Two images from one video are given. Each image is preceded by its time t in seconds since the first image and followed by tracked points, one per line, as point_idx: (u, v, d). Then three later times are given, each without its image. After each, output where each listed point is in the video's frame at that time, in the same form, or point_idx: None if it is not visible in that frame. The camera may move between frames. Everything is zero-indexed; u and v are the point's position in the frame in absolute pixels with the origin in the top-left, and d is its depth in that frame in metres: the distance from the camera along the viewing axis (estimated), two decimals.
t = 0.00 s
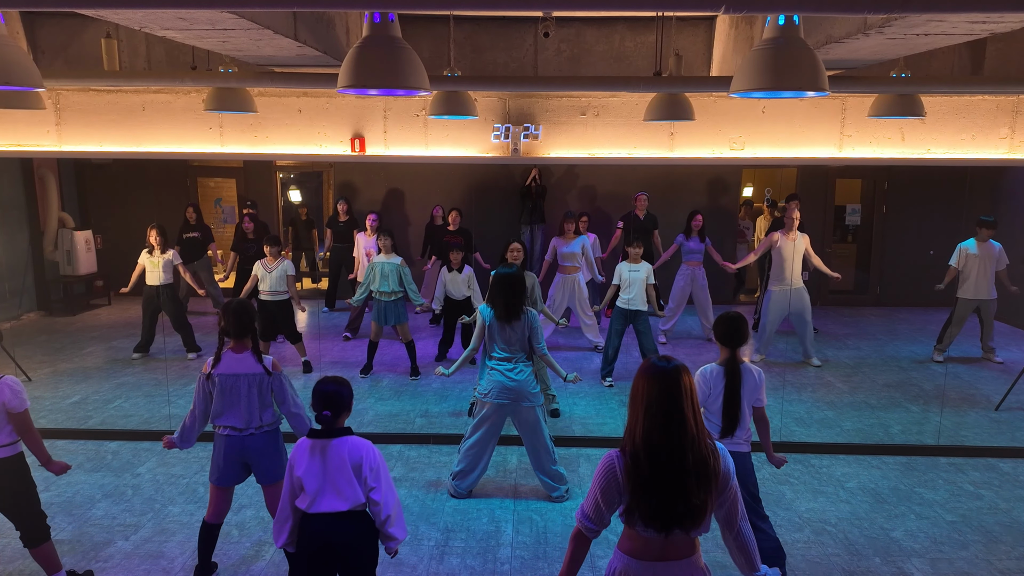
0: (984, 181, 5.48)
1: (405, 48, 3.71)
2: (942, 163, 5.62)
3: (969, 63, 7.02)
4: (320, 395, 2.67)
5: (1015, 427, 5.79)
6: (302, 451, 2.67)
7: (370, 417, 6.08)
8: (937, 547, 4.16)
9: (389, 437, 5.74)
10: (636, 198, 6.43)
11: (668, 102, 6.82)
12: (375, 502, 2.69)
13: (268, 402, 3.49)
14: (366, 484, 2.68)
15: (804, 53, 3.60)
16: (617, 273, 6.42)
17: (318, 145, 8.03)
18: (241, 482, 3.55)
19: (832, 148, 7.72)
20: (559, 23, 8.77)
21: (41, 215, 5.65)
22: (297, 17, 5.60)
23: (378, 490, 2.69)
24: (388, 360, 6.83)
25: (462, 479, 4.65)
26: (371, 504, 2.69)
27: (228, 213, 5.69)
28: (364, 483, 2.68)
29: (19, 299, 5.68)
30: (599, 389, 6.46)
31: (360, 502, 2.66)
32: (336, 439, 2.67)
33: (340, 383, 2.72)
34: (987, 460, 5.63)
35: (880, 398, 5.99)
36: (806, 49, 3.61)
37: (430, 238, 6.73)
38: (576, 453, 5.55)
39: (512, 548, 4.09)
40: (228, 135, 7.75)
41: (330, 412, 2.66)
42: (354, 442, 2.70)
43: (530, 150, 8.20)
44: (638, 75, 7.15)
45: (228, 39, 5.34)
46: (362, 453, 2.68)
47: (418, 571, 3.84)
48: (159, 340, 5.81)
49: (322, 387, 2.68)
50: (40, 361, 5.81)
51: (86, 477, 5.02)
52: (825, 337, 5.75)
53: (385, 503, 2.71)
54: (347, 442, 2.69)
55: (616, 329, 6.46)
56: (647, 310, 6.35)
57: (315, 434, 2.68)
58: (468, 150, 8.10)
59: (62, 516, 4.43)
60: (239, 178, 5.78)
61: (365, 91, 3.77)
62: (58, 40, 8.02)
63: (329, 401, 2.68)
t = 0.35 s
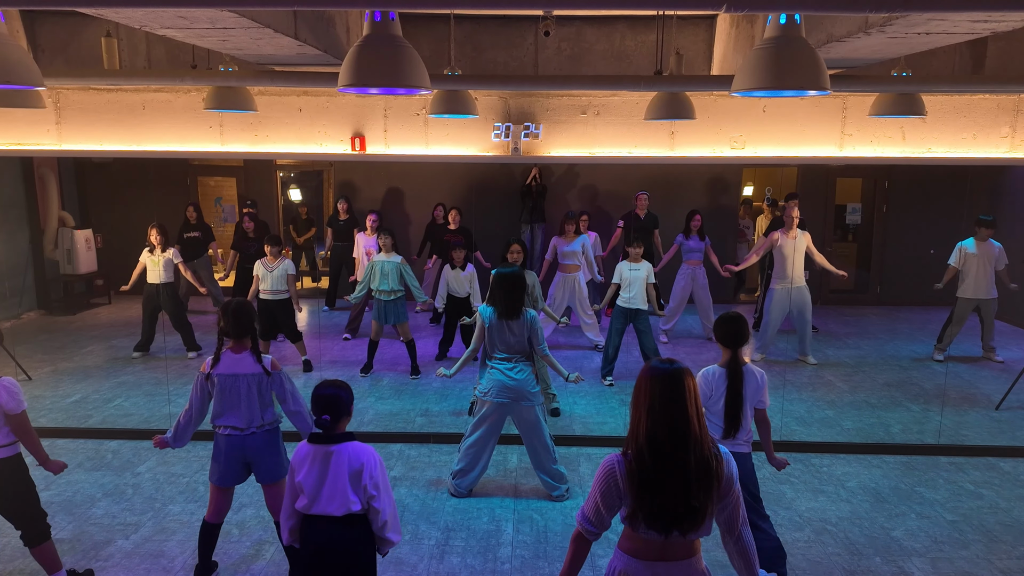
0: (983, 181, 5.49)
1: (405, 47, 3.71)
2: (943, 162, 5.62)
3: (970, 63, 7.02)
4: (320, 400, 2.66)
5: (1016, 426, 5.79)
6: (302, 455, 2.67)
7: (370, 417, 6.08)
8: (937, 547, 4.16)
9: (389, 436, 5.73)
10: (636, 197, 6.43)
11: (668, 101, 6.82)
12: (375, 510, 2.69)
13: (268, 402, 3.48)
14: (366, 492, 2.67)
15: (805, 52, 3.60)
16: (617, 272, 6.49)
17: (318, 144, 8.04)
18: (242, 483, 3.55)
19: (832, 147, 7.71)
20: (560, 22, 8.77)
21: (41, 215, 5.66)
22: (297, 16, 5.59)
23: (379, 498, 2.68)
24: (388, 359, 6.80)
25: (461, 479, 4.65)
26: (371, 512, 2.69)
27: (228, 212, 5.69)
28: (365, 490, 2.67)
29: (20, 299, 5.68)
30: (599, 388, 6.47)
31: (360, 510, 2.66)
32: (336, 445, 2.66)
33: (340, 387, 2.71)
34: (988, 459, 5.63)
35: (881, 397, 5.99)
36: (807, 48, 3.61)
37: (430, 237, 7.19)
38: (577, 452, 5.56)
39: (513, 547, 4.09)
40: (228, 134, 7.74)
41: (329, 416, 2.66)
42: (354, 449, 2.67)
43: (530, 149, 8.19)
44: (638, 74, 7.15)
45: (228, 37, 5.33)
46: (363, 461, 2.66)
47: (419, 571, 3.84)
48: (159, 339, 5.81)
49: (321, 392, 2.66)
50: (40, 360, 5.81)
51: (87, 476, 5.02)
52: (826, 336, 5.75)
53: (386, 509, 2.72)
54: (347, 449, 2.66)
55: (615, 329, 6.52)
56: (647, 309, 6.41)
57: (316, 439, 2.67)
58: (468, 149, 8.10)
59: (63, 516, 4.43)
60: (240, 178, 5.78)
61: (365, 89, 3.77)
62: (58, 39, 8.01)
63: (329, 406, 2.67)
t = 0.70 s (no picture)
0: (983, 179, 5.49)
1: (406, 45, 3.70)
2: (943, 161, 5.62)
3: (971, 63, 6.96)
4: (319, 400, 2.66)
5: (1016, 425, 5.80)
6: (301, 455, 2.66)
7: (370, 415, 6.11)
8: (937, 545, 4.16)
9: (389, 434, 5.73)
10: (636, 196, 6.37)
11: (669, 100, 6.82)
12: (375, 509, 2.70)
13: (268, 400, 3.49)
14: (367, 491, 2.68)
15: (805, 50, 3.59)
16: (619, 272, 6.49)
17: (319, 142, 8.05)
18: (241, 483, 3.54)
19: (833, 145, 7.69)
20: (560, 20, 8.77)
21: (41, 213, 5.65)
22: (297, 14, 5.59)
23: (379, 497, 2.70)
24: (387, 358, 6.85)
25: (460, 478, 4.65)
26: (371, 510, 2.70)
27: (228, 211, 5.66)
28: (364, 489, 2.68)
29: (20, 297, 5.64)
30: (599, 387, 6.43)
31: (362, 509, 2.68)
32: (337, 445, 2.66)
33: (340, 388, 2.71)
34: (987, 458, 5.64)
35: (881, 395, 5.98)
36: (807, 46, 3.61)
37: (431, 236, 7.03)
38: (576, 451, 5.58)
39: (513, 546, 4.09)
40: (229, 132, 7.72)
41: (328, 417, 2.66)
42: (355, 448, 2.68)
43: (531, 147, 8.20)
44: (639, 72, 7.15)
45: (228, 36, 5.33)
46: (364, 460, 2.67)
47: (419, 569, 3.84)
48: (160, 337, 5.81)
49: (321, 392, 2.66)
50: (40, 358, 5.80)
51: (87, 474, 5.02)
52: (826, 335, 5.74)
53: (386, 508, 2.73)
54: (349, 448, 2.67)
55: (615, 328, 6.54)
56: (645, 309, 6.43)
57: (317, 439, 2.67)
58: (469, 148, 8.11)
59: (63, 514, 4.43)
60: (240, 176, 5.74)
61: (365, 88, 3.75)
62: (58, 37, 8.01)
63: (328, 405, 2.67)
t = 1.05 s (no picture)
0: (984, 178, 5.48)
1: (406, 43, 3.70)
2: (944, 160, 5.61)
3: (971, 60, 6.76)
4: (318, 399, 2.64)
5: (1016, 424, 5.81)
6: (295, 453, 2.64)
7: (372, 413, 6.19)
8: (937, 544, 4.16)
9: (389, 433, 5.74)
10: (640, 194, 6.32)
11: (669, 98, 6.82)
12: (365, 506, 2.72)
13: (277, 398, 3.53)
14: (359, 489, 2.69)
15: (807, 48, 3.58)
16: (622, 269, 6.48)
17: (319, 140, 8.08)
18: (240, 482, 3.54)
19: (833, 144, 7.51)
20: (560, 18, 8.76)
21: (42, 211, 5.66)
22: (297, 12, 5.58)
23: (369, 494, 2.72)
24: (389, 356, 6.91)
25: (461, 475, 4.66)
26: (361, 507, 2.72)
27: (228, 209, 5.64)
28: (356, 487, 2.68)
29: (20, 295, 5.62)
30: (599, 386, 6.57)
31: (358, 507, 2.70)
32: (333, 444, 2.65)
33: (338, 389, 2.70)
34: (988, 457, 5.64)
35: (881, 394, 5.98)
36: (808, 44, 3.60)
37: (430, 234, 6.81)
38: (577, 450, 5.59)
39: (513, 544, 4.09)
40: (228, 130, 7.70)
41: (323, 415, 2.63)
42: (348, 450, 2.65)
43: (531, 146, 8.21)
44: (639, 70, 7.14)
45: (229, 33, 5.33)
46: (356, 462, 2.67)
47: (419, 568, 3.84)
48: (160, 335, 5.83)
49: (321, 391, 2.65)
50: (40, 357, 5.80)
51: (87, 473, 5.02)
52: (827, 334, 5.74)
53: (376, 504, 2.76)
54: (344, 450, 2.66)
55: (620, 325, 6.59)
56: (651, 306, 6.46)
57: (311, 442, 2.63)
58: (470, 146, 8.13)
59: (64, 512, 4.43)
60: (241, 174, 5.67)
61: (365, 86, 3.75)
62: (58, 35, 8.00)
63: (325, 404, 2.65)
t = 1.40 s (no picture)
0: (984, 177, 5.48)
1: (406, 41, 3.69)
2: (944, 159, 5.62)
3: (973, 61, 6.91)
4: (329, 406, 2.59)
5: (1015, 424, 5.82)
6: (297, 451, 2.66)
7: (372, 412, 6.15)
8: (937, 543, 4.16)
9: (389, 431, 5.74)
10: (642, 193, 6.46)
11: (670, 97, 6.81)
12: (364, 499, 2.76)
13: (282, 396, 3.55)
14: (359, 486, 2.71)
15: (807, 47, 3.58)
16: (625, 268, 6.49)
17: (319, 139, 8.07)
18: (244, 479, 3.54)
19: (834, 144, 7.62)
20: (561, 17, 8.75)
21: (42, 209, 5.65)
22: (297, 10, 5.58)
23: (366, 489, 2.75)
24: (388, 356, 6.93)
25: (464, 474, 4.66)
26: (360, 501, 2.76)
27: (229, 207, 5.64)
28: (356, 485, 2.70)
29: (20, 293, 5.63)
30: (599, 384, 6.59)
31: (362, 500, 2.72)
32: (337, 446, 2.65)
33: (348, 394, 2.65)
34: (987, 456, 5.64)
35: (881, 393, 5.98)
36: (809, 43, 3.59)
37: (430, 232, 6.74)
38: (577, 448, 5.57)
39: (513, 543, 4.09)
40: (229, 129, 7.69)
41: (329, 420, 2.61)
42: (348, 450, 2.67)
43: (532, 145, 8.22)
44: (639, 69, 7.14)
45: (229, 32, 5.32)
46: (354, 455, 2.67)
47: (419, 566, 3.84)
48: (160, 333, 5.85)
49: (333, 397, 2.60)
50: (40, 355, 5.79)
51: (88, 471, 5.02)
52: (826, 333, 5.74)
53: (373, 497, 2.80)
54: (344, 452, 2.66)
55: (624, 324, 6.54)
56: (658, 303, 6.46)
57: (310, 441, 2.66)
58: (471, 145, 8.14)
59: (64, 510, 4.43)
60: (241, 172, 5.63)
61: (365, 84, 3.74)
62: (58, 33, 7.99)
63: (333, 409, 2.61)
